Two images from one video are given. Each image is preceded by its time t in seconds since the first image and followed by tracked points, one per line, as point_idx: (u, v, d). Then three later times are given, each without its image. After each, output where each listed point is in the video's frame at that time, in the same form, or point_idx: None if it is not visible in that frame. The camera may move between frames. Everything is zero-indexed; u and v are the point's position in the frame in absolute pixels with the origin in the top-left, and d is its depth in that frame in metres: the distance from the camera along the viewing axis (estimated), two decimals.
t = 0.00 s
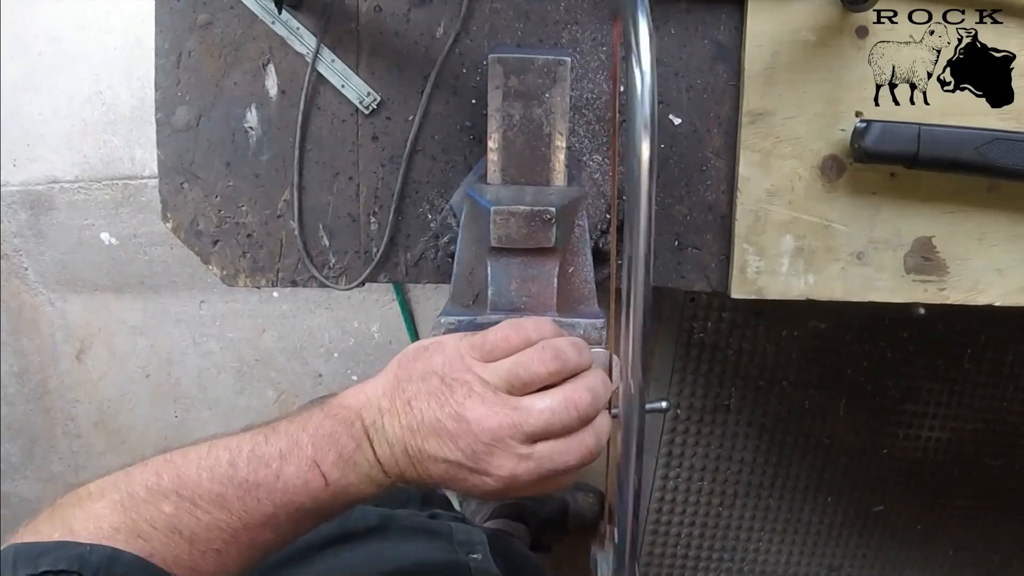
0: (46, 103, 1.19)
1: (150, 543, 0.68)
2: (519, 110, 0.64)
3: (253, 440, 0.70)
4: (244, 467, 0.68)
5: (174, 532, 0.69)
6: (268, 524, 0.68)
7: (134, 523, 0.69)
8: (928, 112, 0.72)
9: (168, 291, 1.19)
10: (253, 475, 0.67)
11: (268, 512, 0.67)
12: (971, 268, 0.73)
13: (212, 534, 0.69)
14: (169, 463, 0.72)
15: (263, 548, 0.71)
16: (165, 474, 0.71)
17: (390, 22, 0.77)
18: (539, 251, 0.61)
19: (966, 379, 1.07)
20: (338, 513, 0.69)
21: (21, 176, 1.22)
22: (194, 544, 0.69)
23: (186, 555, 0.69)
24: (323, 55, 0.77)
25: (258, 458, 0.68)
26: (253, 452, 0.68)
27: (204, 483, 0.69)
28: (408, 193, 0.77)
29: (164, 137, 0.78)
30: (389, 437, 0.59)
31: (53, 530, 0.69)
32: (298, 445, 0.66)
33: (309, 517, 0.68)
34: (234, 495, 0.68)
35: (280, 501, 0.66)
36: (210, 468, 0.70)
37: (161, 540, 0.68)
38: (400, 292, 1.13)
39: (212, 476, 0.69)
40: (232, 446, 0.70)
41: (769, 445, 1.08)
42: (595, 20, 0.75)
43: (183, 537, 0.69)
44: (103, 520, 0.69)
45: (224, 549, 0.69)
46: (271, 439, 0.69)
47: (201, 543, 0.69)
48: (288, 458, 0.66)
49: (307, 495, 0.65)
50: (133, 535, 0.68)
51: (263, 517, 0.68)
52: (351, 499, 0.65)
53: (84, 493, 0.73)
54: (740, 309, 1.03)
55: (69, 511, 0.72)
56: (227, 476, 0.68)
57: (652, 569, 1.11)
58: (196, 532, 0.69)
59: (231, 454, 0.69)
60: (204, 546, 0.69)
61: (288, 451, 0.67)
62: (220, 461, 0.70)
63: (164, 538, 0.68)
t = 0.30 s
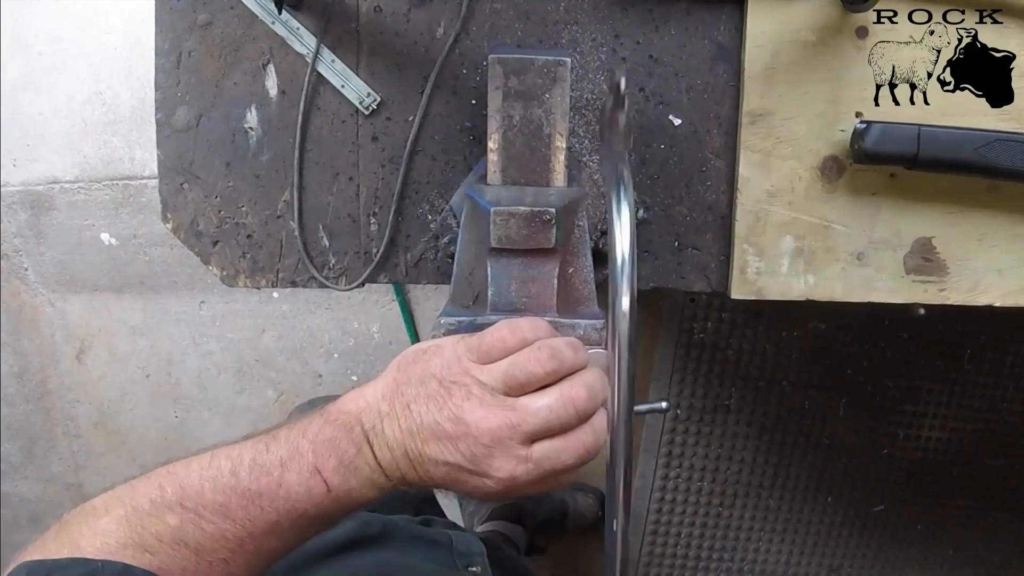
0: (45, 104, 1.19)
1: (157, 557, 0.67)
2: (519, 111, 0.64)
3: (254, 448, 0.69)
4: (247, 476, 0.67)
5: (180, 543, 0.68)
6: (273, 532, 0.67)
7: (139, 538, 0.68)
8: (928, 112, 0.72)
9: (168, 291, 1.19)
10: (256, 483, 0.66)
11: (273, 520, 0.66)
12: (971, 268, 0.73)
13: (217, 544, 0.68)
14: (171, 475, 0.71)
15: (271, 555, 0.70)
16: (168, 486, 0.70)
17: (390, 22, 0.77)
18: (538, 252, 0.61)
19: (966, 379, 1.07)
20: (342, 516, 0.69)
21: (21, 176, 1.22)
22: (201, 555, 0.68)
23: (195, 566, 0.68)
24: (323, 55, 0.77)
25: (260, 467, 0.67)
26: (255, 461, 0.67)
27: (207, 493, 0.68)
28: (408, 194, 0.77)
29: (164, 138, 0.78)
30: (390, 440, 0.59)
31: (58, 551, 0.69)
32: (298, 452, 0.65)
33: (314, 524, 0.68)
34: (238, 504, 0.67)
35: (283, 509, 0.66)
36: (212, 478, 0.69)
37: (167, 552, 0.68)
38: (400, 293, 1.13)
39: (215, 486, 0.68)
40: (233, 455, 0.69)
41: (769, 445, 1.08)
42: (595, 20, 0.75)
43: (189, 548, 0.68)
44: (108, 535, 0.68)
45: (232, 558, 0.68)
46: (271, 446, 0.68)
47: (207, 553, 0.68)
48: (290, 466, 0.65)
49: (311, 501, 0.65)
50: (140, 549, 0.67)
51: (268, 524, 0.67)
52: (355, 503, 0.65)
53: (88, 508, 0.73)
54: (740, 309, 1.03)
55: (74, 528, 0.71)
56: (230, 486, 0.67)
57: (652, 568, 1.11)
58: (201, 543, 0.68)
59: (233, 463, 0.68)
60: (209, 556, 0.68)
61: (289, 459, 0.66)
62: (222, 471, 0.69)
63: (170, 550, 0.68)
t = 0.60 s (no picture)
0: (46, 103, 1.19)
1: (158, 558, 0.68)
2: (519, 111, 0.64)
3: (254, 449, 0.69)
4: (247, 476, 0.67)
5: (182, 546, 0.68)
6: (274, 532, 0.67)
7: (141, 540, 0.69)
8: (928, 112, 0.72)
9: (168, 290, 1.19)
10: (256, 484, 0.66)
11: (273, 521, 0.66)
12: (972, 268, 0.73)
13: (220, 545, 0.68)
14: (171, 478, 0.72)
15: (273, 555, 0.70)
16: (168, 488, 0.71)
17: (390, 22, 0.77)
18: (538, 251, 0.61)
19: (966, 379, 1.07)
20: (343, 517, 0.69)
21: (22, 175, 1.22)
22: (203, 556, 0.68)
23: (197, 567, 0.69)
24: (323, 55, 0.77)
25: (261, 468, 0.67)
26: (255, 461, 0.67)
27: (207, 496, 0.68)
28: (408, 193, 0.77)
29: (164, 138, 0.78)
30: (390, 440, 0.59)
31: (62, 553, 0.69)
32: (298, 452, 0.65)
33: (316, 524, 0.68)
34: (238, 505, 0.67)
35: (284, 509, 0.66)
36: (212, 480, 0.69)
37: (168, 554, 0.68)
38: (401, 293, 1.13)
39: (215, 488, 0.68)
40: (234, 455, 0.69)
41: (769, 445, 1.08)
42: (595, 20, 0.75)
43: (191, 550, 0.69)
44: (110, 538, 0.69)
45: (235, 559, 0.69)
46: (271, 447, 0.67)
47: (209, 555, 0.69)
48: (291, 466, 0.65)
49: (312, 501, 0.65)
50: (141, 551, 0.68)
51: (269, 525, 0.67)
52: (356, 503, 0.65)
53: (90, 512, 0.73)
54: (740, 309, 1.03)
55: (76, 529, 0.72)
56: (230, 487, 0.67)
57: (651, 567, 1.11)
58: (203, 544, 0.68)
59: (234, 464, 0.68)
60: (212, 557, 0.69)
61: (289, 459, 0.66)
62: (222, 472, 0.69)
63: (171, 552, 0.68)
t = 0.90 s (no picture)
0: (45, 104, 1.19)
1: (167, 569, 0.68)
2: (519, 111, 0.64)
3: (257, 457, 0.69)
4: (251, 485, 0.67)
5: (189, 556, 0.68)
6: (280, 539, 0.67)
7: (149, 552, 0.68)
8: (928, 112, 0.72)
9: (168, 290, 1.19)
10: (260, 492, 0.66)
11: (279, 527, 0.66)
12: (972, 268, 0.73)
13: (227, 555, 0.68)
14: (176, 487, 0.72)
15: (280, 563, 0.69)
16: (174, 499, 0.71)
17: (390, 22, 0.77)
18: (539, 252, 0.61)
19: (966, 379, 1.07)
20: (348, 522, 0.68)
21: (22, 176, 1.22)
22: (210, 566, 0.68)
23: None
24: (323, 55, 0.77)
25: (264, 475, 0.67)
26: (258, 469, 0.67)
27: (212, 504, 0.68)
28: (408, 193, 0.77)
29: (164, 138, 0.78)
30: (392, 443, 0.59)
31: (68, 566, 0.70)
32: (300, 458, 0.65)
33: (321, 530, 0.67)
34: (243, 513, 0.67)
35: (289, 516, 0.66)
36: (216, 488, 0.69)
37: (176, 564, 0.68)
38: (400, 293, 1.13)
39: (220, 497, 0.68)
40: (237, 464, 0.69)
41: (769, 445, 1.08)
42: (595, 20, 0.75)
43: (198, 560, 0.68)
44: (118, 549, 0.69)
45: (242, 568, 0.68)
46: (274, 454, 0.68)
47: (217, 564, 0.68)
48: (294, 473, 0.65)
49: (316, 507, 0.64)
50: (149, 563, 0.68)
51: (275, 532, 0.67)
52: (360, 508, 0.64)
53: (95, 525, 0.73)
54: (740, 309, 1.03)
55: (82, 544, 0.72)
56: (235, 496, 0.67)
57: (652, 568, 1.11)
58: (210, 554, 0.68)
59: (237, 473, 0.68)
60: (219, 566, 0.68)
61: (293, 466, 0.66)
62: (226, 481, 0.69)
63: (179, 562, 0.68)
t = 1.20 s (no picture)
0: (46, 104, 1.19)
1: None
2: (519, 111, 0.64)
3: (258, 463, 0.69)
4: (252, 492, 0.67)
5: (194, 566, 0.68)
6: (284, 546, 0.67)
7: (153, 565, 0.69)
8: (928, 112, 0.72)
9: (168, 290, 1.19)
10: (262, 499, 0.66)
11: (281, 534, 0.66)
12: (972, 268, 0.73)
13: (231, 564, 0.68)
14: (177, 498, 0.71)
15: (284, 568, 0.69)
16: (175, 510, 0.71)
17: (390, 22, 0.77)
18: (539, 251, 0.60)
19: (966, 379, 1.07)
20: (350, 525, 0.68)
21: (22, 176, 1.22)
22: None
23: None
24: (323, 55, 0.77)
25: (266, 482, 0.67)
26: (260, 477, 0.67)
27: (214, 514, 0.68)
28: (408, 193, 0.77)
29: (164, 137, 0.78)
30: (393, 445, 0.59)
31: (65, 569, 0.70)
32: (301, 462, 0.65)
33: (324, 534, 0.67)
34: (246, 522, 0.67)
35: (292, 522, 0.66)
36: (218, 497, 0.69)
37: None
38: (400, 292, 1.13)
39: (222, 506, 0.68)
40: (238, 473, 0.69)
41: (769, 445, 1.08)
42: (595, 19, 0.75)
43: (203, 570, 0.68)
44: (121, 564, 0.69)
45: None
46: (275, 460, 0.68)
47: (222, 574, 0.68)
48: (295, 478, 0.65)
49: (318, 512, 0.64)
50: None
51: (278, 539, 0.66)
52: (362, 510, 0.64)
53: (98, 540, 0.73)
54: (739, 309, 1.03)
55: (84, 559, 0.72)
56: (237, 504, 0.67)
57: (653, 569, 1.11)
58: (214, 563, 0.68)
59: (238, 481, 0.68)
60: None
61: (294, 472, 0.65)
62: (228, 490, 0.69)
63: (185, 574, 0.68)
